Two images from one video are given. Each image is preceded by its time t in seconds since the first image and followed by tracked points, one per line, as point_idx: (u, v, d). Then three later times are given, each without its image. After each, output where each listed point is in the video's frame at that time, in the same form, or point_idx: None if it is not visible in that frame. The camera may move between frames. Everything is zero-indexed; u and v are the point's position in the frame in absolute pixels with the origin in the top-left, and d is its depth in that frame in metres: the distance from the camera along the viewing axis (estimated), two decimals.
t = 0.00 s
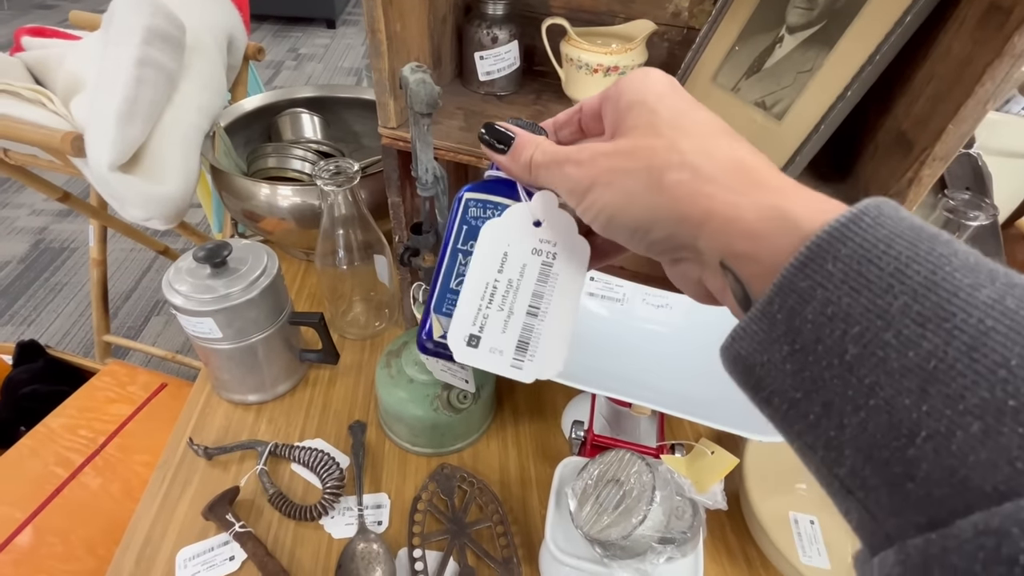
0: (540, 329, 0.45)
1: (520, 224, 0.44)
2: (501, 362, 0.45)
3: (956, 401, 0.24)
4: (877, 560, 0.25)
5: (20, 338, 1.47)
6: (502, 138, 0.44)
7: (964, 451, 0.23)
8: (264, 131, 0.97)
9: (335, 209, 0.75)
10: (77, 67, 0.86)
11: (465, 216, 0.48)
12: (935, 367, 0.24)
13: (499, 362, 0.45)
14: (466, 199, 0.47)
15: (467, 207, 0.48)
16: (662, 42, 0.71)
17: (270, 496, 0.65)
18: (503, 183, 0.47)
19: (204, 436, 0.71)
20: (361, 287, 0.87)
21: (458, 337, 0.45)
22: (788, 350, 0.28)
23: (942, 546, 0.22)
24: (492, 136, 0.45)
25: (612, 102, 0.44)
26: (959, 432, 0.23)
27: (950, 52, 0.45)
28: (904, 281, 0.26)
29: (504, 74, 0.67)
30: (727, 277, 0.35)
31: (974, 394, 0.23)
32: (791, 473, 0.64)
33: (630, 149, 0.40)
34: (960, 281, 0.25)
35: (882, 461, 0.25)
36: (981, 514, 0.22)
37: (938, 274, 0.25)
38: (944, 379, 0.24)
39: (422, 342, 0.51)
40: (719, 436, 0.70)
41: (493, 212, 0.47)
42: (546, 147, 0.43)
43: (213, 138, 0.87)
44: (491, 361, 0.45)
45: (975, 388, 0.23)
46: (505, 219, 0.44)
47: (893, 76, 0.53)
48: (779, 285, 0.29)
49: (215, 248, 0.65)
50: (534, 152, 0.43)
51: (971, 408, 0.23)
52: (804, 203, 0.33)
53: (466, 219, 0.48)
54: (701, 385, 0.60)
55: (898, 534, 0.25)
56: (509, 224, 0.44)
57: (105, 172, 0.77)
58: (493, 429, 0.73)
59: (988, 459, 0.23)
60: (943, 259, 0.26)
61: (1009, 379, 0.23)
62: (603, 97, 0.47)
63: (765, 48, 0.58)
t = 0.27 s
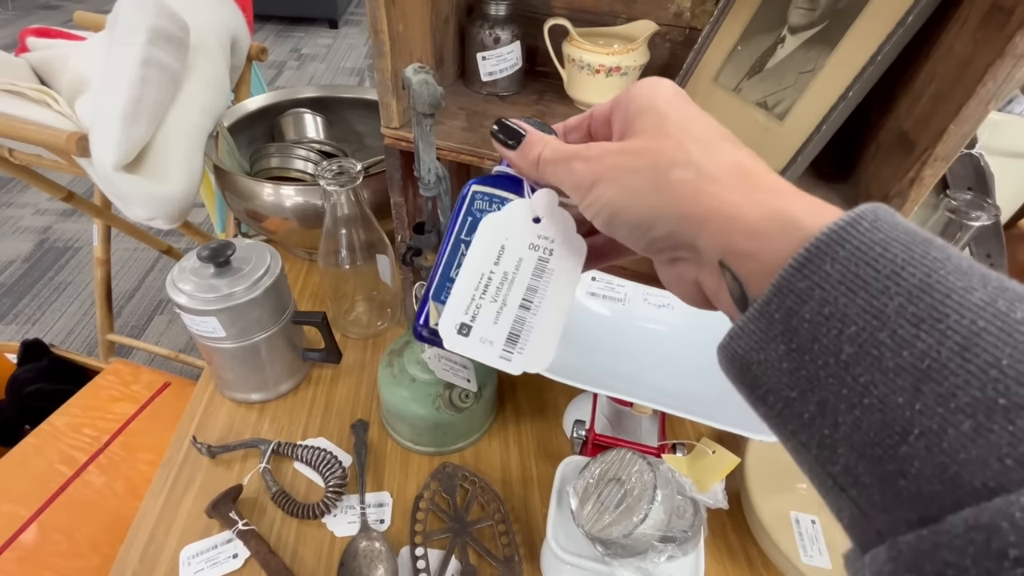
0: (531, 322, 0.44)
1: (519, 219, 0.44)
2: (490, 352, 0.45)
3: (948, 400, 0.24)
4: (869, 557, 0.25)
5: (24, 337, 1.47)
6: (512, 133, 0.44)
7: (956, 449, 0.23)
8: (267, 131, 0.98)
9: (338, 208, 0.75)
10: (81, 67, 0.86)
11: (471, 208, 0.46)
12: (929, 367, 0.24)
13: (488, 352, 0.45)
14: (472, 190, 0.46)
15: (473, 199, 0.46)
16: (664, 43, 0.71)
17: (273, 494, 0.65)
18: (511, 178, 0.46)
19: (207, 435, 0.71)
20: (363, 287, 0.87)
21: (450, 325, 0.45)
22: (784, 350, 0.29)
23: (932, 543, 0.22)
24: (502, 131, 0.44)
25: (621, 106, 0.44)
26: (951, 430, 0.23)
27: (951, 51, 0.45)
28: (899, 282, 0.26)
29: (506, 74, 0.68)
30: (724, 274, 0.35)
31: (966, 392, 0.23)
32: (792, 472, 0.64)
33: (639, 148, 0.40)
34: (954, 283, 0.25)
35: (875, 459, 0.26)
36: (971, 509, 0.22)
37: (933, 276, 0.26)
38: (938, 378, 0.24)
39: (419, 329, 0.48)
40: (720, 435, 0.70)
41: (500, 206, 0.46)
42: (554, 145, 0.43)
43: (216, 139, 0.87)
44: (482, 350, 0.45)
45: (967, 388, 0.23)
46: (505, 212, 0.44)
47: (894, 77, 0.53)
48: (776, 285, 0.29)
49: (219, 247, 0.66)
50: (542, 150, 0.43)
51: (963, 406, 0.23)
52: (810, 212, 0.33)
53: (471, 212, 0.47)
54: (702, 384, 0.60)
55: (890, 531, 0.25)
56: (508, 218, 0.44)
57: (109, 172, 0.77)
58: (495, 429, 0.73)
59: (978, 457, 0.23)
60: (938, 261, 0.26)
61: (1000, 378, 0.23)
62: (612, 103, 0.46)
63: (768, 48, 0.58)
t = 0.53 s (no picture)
0: (562, 315, 0.44)
1: (543, 211, 0.44)
2: (524, 345, 0.44)
3: (938, 432, 0.24)
4: None
5: (26, 336, 1.48)
6: (528, 120, 0.45)
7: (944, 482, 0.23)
8: (268, 130, 0.98)
9: (340, 207, 0.75)
10: (84, 66, 0.86)
11: (473, 181, 0.46)
12: (919, 399, 0.24)
13: (524, 346, 0.44)
14: (478, 164, 0.46)
15: (478, 172, 0.47)
16: (665, 42, 0.71)
17: (274, 493, 0.65)
18: (520, 162, 0.47)
19: (208, 433, 0.72)
20: (364, 287, 0.86)
21: (483, 322, 0.44)
22: (775, 376, 0.28)
23: None
24: (522, 115, 0.45)
25: (640, 112, 0.44)
26: (940, 463, 0.24)
27: (955, 50, 0.45)
28: (891, 313, 0.26)
29: (508, 73, 0.67)
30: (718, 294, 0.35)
31: (956, 426, 0.23)
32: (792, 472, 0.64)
33: (650, 154, 0.40)
34: (945, 316, 0.25)
35: (863, 489, 0.26)
36: (958, 546, 0.22)
37: (924, 308, 0.26)
38: (927, 410, 0.24)
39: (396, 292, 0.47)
40: (721, 436, 0.70)
41: (502, 185, 0.46)
42: (567, 135, 0.43)
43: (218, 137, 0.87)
44: (515, 346, 0.44)
45: (956, 422, 0.23)
46: (529, 202, 0.44)
47: (897, 75, 0.52)
48: (769, 310, 0.29)
49: (220, 246, 0.66)
50: (554, 139, 0.43)
51: (953, 439, 0.23)
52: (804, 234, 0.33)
53: (473, 185, 0.46)
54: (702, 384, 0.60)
55: (876, 563, 0.25)
56: (532, 209, 0.44)
57: (110, 171, 0.77)
58: (495, 428, 0.73)
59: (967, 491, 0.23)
60: (930, 293, 0.26)
61: (989, 414, 0.23)
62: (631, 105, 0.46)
63: (770, 46, 0.58)
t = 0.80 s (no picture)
0: (564, 318, 0.47)
1: (544, 220, 0.44)
2: (532, 350, 0.47)
3: (901, 480, 0.24)
4: None
5: (28, 335, 1.48)
6: (535, 119, 0.45)
7: (904, 532, 0.24)
8: (269, 131, 0.97)
9: (340, 208, 0.75)
10: (85, 66, 0.86)
11: (470, 164, 0.47)
12: (882, 445, 0.25)
13: (532, 350, 0.47)
14: (479, 148, 0.48)
15: (477, 157, 0.48)
16: (667, 43, 0.71)
17: (274, 495, 0.65)
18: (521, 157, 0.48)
19: (208, 434, 0.72)
20: (364, 289, 0.85)
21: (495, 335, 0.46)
22: (742, 414, 0.29)
23: None
24: (532, 112, 0.45)
25: (641, 138, 0.45)
26: (902, 512, 0.24)
27: (957, 51, 0.45)
28: (857, 358, 0.26)
29: (508, 74, 0.67)
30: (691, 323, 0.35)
31: (918, 475, 0.24)
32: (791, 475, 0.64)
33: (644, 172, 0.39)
34: (909, 364, 0.26)
35: (824, 536, 0.26)
36: None
37: (889, 355, 0.26)
38: (890, 457, 0.24)
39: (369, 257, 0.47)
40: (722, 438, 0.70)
41: (498, 172, 0.47)
42: (571, 141, 0.43)
43: (219, 138, 0.87)
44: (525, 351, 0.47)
45: (918, 472, 0.24)
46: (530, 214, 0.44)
47: (899, 77, 0.52)
48: (740, 348, 0.29)
49: (220, 247, 0.66)
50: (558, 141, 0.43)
51: (915, 488, 0.24)
52: (771, 270, 0.33)
53: (471, 167, 0.47)
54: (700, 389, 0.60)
55: None
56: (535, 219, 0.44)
57: (110, 171, 0.77)
58: (495, 429, 0.73)
59: (928, 544, 0.23)
60: (895, 340, 0.27)
61: (951, 464, 0.23)
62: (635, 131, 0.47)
63: (772, 48, 0.58)
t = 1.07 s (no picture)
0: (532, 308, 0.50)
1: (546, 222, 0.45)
2: (498, 338, 0.48)
3: (927, 491, 0.24)
4: None
5: (30, 332, 1.48)
6: (558, 123, 0.47)
7: (929, 544, 0.23)
8: (270, 127, 0.97)
9: (342, 205, 0.74)
10: (86, 63, 0.86)
11: (491, 161, 0.46)
12: (908, 454, 0.24)
13: (499, 338, 0.49)
14: (501, 147, 0.47)
15: (498, 155, 0.47)
16: (672, 38, 0.70)
17: (276, 493, 0.65)
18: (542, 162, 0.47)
19: (211, 432, 0.71)
20: (366, 285, 0.85)
21: (479, 323, 0.46)
22: (758, 417, 0.28)
23: None
24: (556, 115, 0.47)
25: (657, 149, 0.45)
26: (928, 523, 0.23)
27: (969, 47, 0.44)
28: (883, 364, 0.26)
29: (512, 70, 0.67)
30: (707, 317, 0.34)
31: (945, 485, 0.23)
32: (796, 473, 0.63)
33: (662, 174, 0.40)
34: (936, 372, 0.25)
35: (841, 547, 0.25)
36: None
37: (915, 362, 0.26)
38: (916, 466, 0.24)
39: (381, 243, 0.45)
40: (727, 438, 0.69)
41: (518, 172, 0.46)
42: (592, 142, 0.44)
43: (220, 135, 0.87)
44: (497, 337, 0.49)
45: (945, 482, 0.23)
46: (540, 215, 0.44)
47: (909, 72, 0.52)
48: (758, 349, 0.29)
49: (223, 245, 0.65)
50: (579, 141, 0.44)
51: (942, 499, 0.23)
52: (784, 268, 0.33)
53: (490, 164, 0.46)
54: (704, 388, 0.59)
55: None
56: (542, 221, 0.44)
57: (112, 168, 0.77)
58: (498, 428, 0.73)
59: (955, 557, 0.22)
60: (921, 347, 0.26)
61: (979, 475, 0.23)
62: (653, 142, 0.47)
63: (779, 44, 0.58)
